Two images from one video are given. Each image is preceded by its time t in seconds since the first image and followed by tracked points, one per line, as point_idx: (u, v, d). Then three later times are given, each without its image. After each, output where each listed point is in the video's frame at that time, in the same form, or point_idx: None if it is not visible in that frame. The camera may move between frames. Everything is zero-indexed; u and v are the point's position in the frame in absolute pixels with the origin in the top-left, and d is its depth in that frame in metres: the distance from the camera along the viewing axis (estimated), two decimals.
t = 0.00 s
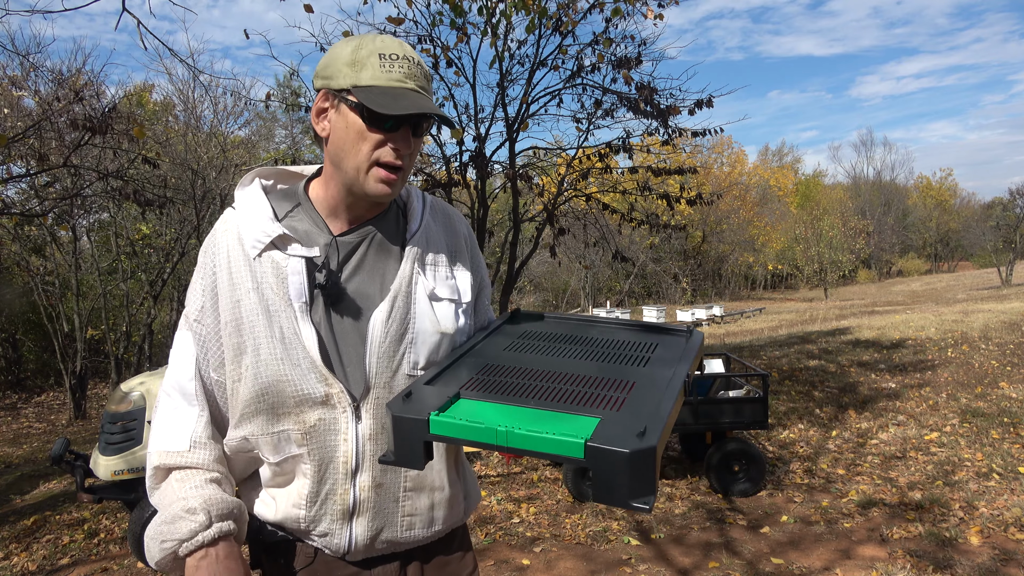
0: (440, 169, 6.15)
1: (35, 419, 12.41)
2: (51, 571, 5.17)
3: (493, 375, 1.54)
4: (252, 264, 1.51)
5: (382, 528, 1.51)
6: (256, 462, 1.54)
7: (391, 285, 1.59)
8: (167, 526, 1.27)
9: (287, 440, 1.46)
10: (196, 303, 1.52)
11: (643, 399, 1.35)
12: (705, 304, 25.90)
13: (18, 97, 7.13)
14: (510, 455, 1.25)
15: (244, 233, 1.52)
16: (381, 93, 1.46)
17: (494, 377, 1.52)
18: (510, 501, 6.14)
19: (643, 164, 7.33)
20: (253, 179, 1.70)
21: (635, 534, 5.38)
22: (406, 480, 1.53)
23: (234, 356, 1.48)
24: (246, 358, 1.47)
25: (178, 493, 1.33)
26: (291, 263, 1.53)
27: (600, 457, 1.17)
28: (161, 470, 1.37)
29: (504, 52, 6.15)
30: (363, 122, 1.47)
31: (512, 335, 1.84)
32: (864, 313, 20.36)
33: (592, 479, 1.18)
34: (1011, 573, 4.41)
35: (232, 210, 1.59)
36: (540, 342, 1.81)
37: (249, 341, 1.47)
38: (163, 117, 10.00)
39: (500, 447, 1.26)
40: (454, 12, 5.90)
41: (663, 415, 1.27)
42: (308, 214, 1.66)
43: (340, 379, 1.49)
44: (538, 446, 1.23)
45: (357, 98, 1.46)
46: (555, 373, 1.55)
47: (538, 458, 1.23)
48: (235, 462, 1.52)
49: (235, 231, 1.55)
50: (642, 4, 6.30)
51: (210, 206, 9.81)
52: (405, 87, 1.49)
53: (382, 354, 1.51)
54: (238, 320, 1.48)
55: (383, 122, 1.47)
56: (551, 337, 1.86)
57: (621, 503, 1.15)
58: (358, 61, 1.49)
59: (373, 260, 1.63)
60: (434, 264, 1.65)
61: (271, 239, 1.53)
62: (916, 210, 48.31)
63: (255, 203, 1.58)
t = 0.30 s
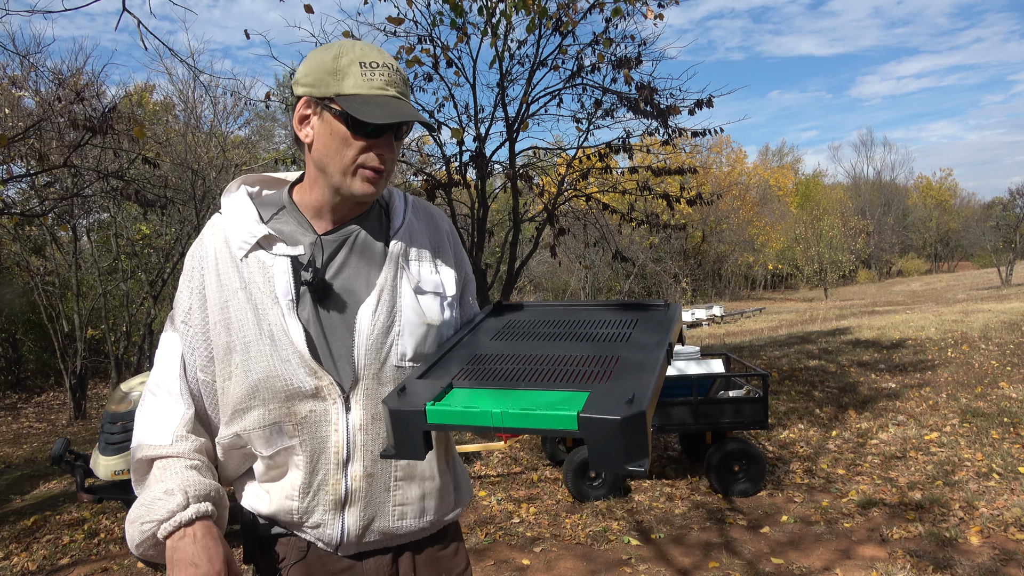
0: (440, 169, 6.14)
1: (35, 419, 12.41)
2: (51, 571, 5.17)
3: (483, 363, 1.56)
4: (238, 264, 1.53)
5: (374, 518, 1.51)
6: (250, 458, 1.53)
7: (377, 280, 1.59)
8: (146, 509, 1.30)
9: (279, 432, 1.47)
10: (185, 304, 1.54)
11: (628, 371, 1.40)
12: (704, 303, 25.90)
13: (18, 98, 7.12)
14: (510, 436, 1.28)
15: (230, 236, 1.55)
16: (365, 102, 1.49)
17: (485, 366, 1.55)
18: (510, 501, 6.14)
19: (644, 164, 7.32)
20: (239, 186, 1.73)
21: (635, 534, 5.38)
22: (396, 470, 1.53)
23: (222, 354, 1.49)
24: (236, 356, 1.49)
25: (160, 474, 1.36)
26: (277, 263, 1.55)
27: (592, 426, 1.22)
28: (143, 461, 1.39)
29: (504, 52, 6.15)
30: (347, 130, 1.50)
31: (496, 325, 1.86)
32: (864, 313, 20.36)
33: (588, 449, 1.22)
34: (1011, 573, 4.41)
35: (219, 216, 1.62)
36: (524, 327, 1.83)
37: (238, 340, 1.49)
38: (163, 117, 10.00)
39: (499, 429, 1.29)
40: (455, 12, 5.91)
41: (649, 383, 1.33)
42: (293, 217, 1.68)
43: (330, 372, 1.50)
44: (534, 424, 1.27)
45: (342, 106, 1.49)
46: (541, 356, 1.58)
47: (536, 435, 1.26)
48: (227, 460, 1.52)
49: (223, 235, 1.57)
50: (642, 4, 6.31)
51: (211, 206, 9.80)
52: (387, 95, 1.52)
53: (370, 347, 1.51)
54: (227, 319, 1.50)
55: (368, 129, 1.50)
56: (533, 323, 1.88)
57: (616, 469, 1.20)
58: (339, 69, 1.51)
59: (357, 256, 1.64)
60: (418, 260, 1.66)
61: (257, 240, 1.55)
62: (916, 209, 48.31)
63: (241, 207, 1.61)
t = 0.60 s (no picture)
0: (440, 168, 6.14)
1: (35, 419, 12.41)
2: (51, 571, 5.17)
3: (476, 359, 1.58)
4: (225, 271, 1.53)
5: (361, 513, 1.51)
6: (240, 457, 1.54)
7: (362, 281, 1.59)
8: (133, 516, 1.31)
9: (268, 431, 1.46)
10: (171, 311, 1.53)
11: (617, 356, 1.43)
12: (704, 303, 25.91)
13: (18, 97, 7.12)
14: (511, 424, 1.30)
15: (217, 243, 1.55)
16: (361, 113, 1.50)
17: (479, 361, 1.56)
18: (510, 501, 6.14)
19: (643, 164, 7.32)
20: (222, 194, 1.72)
21: (635, 534, 5.38)
22: (382, 465, 1.52)
23: (210, 359, 1.49)
24: (224, 361, 1.49)
25: (149, 479, 1.37)
26: (262, 270, 1.55)
27: (592, 408, 1.24)
28: (132, 467, 1.39)
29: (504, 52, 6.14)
30: (342, 141, 1.51)
31: (482, 321, 1.87)
32: (864, 313, 20.35)
33: (587, 432, 1.26)
34: (1011, 573, 4.40)
35: (204, 223, 1.61)
36: (510, 322, 1.84)
37: (226, 345, 1.49)
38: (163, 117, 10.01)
39: (499, 418, 1.31)
40: (454, 12, 5.91)
41: (638, 363, 1.36)
42: (276, 224, 1.67)
43: (317, 373, 1.49)
44: (534, 411, 1.29)
45: (337, 119, 1.49)
46: (531, 347, 1.60)
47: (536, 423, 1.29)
48: (216, 462, 1.53)
49: (209, 241, 1.57)
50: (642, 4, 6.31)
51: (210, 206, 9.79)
52: (378, 106, 1.55)
53: (355, 345, 1.51)
54: (214, 325, 1.49)
55: (363, 140, 1.51)
56: (517, 316, 1.88)
57: (617, 447, 1.24)
58: (331, 82, 1.52)
59: (341, 257, 1.64)
60: (401, 260, 1.66)
61: (243, 248, 1.54)
62: (916, 209, 48.30)
63: (226, 215, 1.60)
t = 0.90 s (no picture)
0: (440, 168, 6.14)
1: (35, 419, 12.41)
2: (51, 571, 5.17)
3: (472, 360, 1.59)
4: (220, 273, 1.52)
5: (361, 504, 1.53)
6: (238, 454, 1.54)
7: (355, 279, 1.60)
8: (135, 518, 1.31)
9: (268, 428, 1.47)
10: (165, 313, 1.52)
11: (609, 364, 1.45)
12: (704, 303, 25.92)
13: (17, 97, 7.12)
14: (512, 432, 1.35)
15: (211, 244, 1.53)
16: (359, 115, 1.51)
17: (476, 362, 1.58)
18: (510, 501, 6.14)
19: (643, 163, 7.31)
20: (211, 194, 1.69)
21: (635, 534, 5.38)
22: (381, 457, 1.54)
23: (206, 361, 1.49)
24: (222, 362, 1.49)
25: (150, 481, 1.37)
26: (258, 271, 1.54)
27: (588, 419, 1.30)
28: (130, 469, 1.39)
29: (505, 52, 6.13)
30: (341, 143, 1.51)
31: (471, 311, 1.84)
32: (864, 313, 20.34)
33: (585, 439, 1.32)
34: (1011, 573, 4.40)
35: (196, 224, 1.59)
36: (498, 313, 1.82)
37: (224, 347, 1.48)
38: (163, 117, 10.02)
39: (501, 426, 1.35)
40: (454, 12, 5.91)
41: (632, 368, 1.40)
42: (268, 224, 1.66)
43: (315, 371, 1.50)
44: (534, 420, 1.33)
45: (336, 122, 1.50)
46: (523, 348, 1.60)
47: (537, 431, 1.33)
48: (213, 459, 1.53)
49: (202, 242, 1.55)
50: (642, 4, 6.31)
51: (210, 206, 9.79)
52: (374, 107, 1.55)
53: (351, 342, 1.52)
54: (211, 327, 1.49)
55: (361, 142, 1.52)
56: (504, 305, 1.86)
57: (613, 455, 1.30)
58: (326, 85, 1.51)
59: (333, 256, 1.64)
60: (394, 258, 1.67)
61: (238, 250, 1.53)
62: (916, 209, 48.29)
63: (218, 215, 1.59)
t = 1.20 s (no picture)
0: (440, 168, 6.13)
1: (35, 419, 12.41)
2: (51, 571, 5.17)
3: (480, 356, 1.61)
4: (231, 274, 1.52)
5: (373, 499, 1.55)
6: (248, 453, 1.54)
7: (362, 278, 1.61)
8: (153, 512, 1.32)
9: (282, 427, 1.48)
10: (174, 314, 1.52)
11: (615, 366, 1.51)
12: (704, 303, 25.92)
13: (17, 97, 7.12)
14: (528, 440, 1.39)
15: (221, 245, 1.54)
16: (362, 118, 1.51)
17: (484, 359, 1.60)
18: (510, 501, 6.14)
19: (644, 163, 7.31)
20: (216, 196, 1.69)
21: (635, 534, 5.38)
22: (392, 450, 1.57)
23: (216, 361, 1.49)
24: (233, 362, 1.49)
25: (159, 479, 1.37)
26: (268, 271, 1.55)
27: (602, 429, 1.37)
28: (143, 466, 1.41)
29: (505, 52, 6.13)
30: (344, 146, 1.52)
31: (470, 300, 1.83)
32: (864, 313, 20.34)
33: (597, 443, 1.39)
34: (1010, 573, 4.40)
35: (204, 225, 1.59)
36: (496, 302, 1.82)
37: (235, 347, 1.49)
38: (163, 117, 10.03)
39: (517, 434, 1.39)
40: (454, 12, 5.90)
41: (640, 372, 1.47)
42: (276, 226, 1.66)
43: (327, 370, 1.52)
44: (549, 429, 1.38)
45: (339, 125, 1.50)
46: (529, 344, 1.62)
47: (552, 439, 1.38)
48: (223, 458, 1.53)
49: (212, 243, 1.55)
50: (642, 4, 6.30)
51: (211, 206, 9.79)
52: (377, 110, 1.55)
53: (360, 340, 1.54)
54: (222, 327, 1.49)
55: (364, 144, 1.52)
56: (502, 294, 1.85)
57: (624, 459, 1.39)
58: (330, 88, 1.52)
59: (337, 255, 1.65)
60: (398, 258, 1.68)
61: (248, 251, 1.54)
62: (916, 209, 48.28)
63: (226, 217, 1.59)
